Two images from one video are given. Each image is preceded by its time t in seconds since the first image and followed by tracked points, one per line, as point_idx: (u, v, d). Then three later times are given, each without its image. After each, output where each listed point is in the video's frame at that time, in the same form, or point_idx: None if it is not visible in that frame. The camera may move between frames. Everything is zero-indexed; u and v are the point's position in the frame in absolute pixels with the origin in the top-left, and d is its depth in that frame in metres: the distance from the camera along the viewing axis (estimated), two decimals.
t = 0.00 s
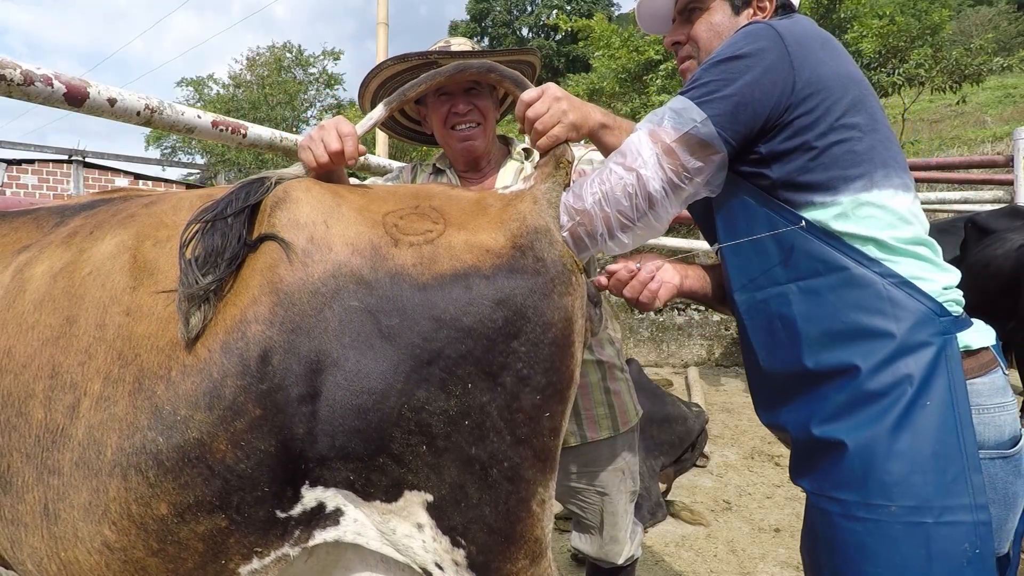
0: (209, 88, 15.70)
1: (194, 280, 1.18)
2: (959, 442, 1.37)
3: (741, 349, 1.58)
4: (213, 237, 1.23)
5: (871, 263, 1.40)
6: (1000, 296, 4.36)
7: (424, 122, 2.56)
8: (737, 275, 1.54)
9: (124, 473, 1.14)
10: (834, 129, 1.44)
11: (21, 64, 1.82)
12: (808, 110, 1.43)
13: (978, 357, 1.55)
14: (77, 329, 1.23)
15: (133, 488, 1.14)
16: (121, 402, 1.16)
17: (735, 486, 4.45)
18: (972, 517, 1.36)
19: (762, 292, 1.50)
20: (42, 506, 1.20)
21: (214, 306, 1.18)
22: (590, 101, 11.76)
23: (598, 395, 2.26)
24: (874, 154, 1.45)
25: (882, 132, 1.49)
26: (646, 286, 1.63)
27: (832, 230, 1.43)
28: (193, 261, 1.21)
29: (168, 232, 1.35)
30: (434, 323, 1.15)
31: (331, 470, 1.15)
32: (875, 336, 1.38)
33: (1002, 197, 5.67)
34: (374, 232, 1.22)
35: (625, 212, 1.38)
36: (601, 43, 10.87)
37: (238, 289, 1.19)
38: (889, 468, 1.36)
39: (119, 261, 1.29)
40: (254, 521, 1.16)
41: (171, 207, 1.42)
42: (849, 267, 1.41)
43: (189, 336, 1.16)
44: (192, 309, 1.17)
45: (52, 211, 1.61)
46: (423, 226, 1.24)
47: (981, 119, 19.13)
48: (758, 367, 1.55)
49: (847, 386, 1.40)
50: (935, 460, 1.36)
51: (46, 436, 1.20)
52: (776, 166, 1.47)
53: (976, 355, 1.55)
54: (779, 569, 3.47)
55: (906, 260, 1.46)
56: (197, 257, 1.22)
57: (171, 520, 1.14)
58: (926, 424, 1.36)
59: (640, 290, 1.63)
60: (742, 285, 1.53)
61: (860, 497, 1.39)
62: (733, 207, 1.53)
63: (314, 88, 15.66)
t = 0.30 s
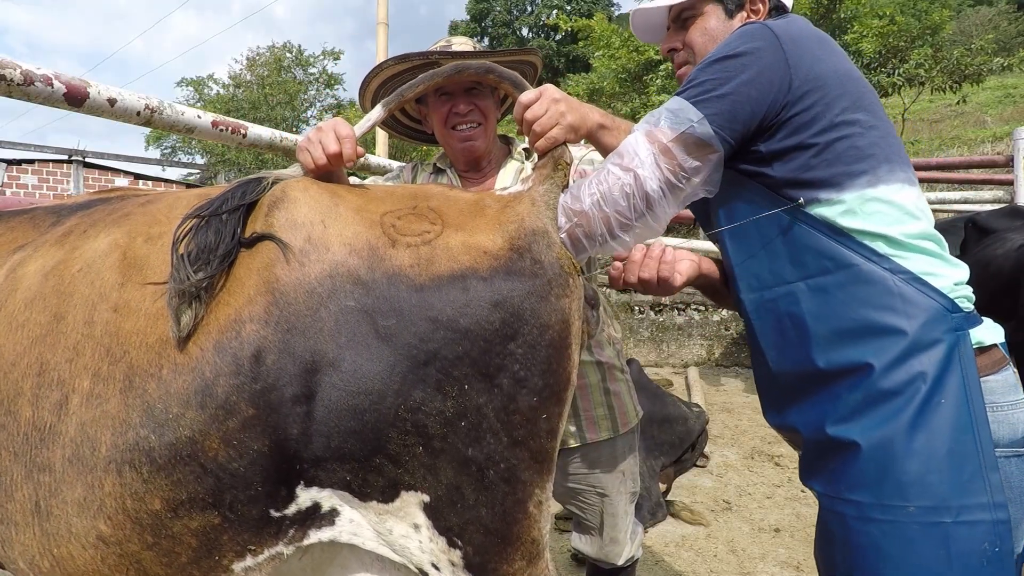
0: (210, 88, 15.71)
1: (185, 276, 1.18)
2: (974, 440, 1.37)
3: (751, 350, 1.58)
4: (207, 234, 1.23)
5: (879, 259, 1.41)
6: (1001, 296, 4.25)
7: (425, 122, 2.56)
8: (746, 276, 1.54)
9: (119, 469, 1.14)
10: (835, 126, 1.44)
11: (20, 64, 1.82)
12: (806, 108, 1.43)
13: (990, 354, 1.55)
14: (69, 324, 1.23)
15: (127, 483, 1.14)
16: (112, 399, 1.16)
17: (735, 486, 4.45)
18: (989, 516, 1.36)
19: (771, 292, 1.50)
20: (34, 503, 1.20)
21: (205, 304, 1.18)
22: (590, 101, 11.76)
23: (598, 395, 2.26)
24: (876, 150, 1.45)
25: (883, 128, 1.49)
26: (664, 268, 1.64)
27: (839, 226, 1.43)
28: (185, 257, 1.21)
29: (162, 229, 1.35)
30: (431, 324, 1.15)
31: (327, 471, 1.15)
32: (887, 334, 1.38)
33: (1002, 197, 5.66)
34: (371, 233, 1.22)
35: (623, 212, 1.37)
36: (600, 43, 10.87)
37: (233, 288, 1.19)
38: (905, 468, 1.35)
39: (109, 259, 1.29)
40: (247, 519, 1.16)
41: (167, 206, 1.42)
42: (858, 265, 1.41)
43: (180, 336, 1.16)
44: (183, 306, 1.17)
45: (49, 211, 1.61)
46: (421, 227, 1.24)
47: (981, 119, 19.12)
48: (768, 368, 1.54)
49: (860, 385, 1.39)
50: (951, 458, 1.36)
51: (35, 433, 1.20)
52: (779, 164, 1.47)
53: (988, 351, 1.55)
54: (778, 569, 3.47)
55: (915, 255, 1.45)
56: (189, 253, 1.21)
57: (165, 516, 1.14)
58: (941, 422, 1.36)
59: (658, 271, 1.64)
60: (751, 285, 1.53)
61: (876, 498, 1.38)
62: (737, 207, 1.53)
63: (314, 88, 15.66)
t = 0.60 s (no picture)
0: (210, 88, 15.72)
1: (173, 257, 1.18)
2: (998, 443, 1.37)
3: (772, 350, 1.58)
4: (199, 221, 1.24)
5: (903, 260, 1.39)
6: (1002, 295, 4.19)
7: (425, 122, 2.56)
8: (768, 277, 1.54)
9: (113, 460, 1.14)
10: (848, 125, 1.43)
11: (20, 64, 1.82)
12: (817, 108, 1.43)
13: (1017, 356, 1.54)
14: (60, 317, 1.23)
15: (122, 474, 1.14)
16: (102, 391, 1.16)
17: (735, 486, 4.45)
18: (1014, 521, 1.35)
19: (794, 293, 1.50)
20: (26, 496, 1.19)
21: (192, 293, 1.17)
22: (590, 101, 11.76)
23: (597, 395, 2.26)
24: (893, 148, 1.44)
25: (900, 126, 1.47)
26: (693, 257, 1.57)
27: (859, 227, 1.43)
28: (174, 240, 1.21)
29: (152, 222, 1.36)
30: (433, 324, 1.15)
31: (327, 470, 1.15)
32: (912, 335, 1.37)
33: (1002, 197, 5.66)
34: (373, 232, 1.22)
35: (626, 213, 1.36)
36: (600, 43, 10.87)
37: (229, 282, 1.19)
38: (929, 470, 1.35)
39: (102, 253, 1.29)
40: (242, 514, 1.16)
41: (163, 203, 1.42)
42: (882, 265, 1.40)
43: (166, 324, 1.15)
44: (170, 293, 1.16)
45: (47, 211, 1.61)
46: (423, 227, 1.24)
47: (981, 119, 19.12)
48: (789, 369, 1.54)
49: (883, 386, 1.39)
50: (974, 460, 1.35)
51: (26, 427, 1.20)
52: (793, 167, 1.47)
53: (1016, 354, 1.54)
54: (778, 569, 3.47)
55: (940, 254, 1.44)
56: (179, 237, 1.22)
57: (160, 506, 1.14)
58: (965, 425, 1.35)
59: (687, 260, 1.57)
60: (773, 286, 1.53)
61: (896, 500, 1.38)
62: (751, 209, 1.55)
63: (314, 88, 15.66)
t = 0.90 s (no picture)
0: (209, 88, 15.71)
1: (171, 245, 1.20)
2: None
3: (791, 350, 1.56)
4: (200, 213, 1.25)
5: (927, 259, 1.39)
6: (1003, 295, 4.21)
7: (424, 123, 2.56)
8: (788, 277, 1.52)
9: (113, 456, 1.14)
10: (861, 125, 1.43)
11: (20, 64, 1.82)
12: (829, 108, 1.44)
13: None
14: (58, 314, 1.24)
15: (121, 471, 1.14)
16: (100, 388, 1.16)
17: (735, 486, 4.45)
18: None
19: (815, 293, 1.48)
20: (27, 493, 1.19)
21: (188, 281, 1.18)
22: (590, 101, 11.76)
23: (598, 395, 2.26)
24: (908, 146, 1.44)
25: (915, 125, 1.47)
26: (685, 262, 1.50)
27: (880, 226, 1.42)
28: (173, 229, 1.23)
29: (150, 219, 1.35)
30: (436, 323, 1.15)
31: (328, 470, 1.15)
32: (938, 334, 1.36)
33: (1002, 197, 5.66)
34: (376, 231, 1.22)
35: (631, 212, 1.36)
36: (600, 42, 10.87)
37: (228, 277, 1.18)
38: (953, 471, 1.33)
39: (99, 251, 1.29)
40: (241, 512, 1.16)
41: (164, 201, 1.42)
42: (904, 264, 1.39)
43: (160, 315, 1.16)
44: (164, 282, 1.17)
45: (47, 211, 1.61)
46: (425, 226, 1.24)
47: (981, 119, 19.12)
48: (809, 370, 1.52)
49: (907, 386, 1.37)
50: (1000, 462, 1.34)
51: (23, 425, 1.20)
52: (808, 168, 1.47)
53: None
54: (779, 569, 3.47)
55: (964, 252, 1.43)
56: (178, 226, 1.23)
57: (159, 502, 1.14)
58: (991, 425, 1.34)
59: (678, 265, 1.50)
60: (793, 287, 1.51)
61: (919, 501, 1.36)
62: (766, 211, 1.55)
63: (314, 88, 15.66)
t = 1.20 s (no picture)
0: (210, 88, 15.71)
1: (178, 254, 1.19)
2: None
3: (814, 348, 1.51)
4: (204, 219, 1.24)
5: (960, 257, 1.36)
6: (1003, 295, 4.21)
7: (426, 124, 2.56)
8: (814, 275, 1.48)
9: (115, 464, 1.14)
10: (880, 118, 1.40)
11: (20, 64, 1.82)
12: (845, 102, 1.41)
13: None
14: (62, 318, 1.23)
15: (124, 478, 1.14)
16: (103, 393, 1.16)
17: (735, 486, 4.45)
18: None
19: (842, 291, 1.43)
20: (30, 497, 1.19)
21: (195, 288, 1.17)
22: (589, 101, 11.75)
23: (598, 395, 2.25)
24: (930, 136, 1.41)
25: (937, 113, 1.44)
26: (690, 265, 1.48)
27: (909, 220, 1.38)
28: (179, 237, 1.22)
29: (155, 222, 1.35)
30: (437, 323, 1.15)
31: (330, 470, 1.15)
32: (973, 333, 1.32)
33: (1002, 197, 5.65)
34: (377, 231, 1.22)
35: (634, 212, 1.36)
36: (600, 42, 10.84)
37: (229, 279, 1.18)
38: (987, 476, 1.30)
39: (101, 253, 1.29)
40: (246, 515, 1.16)
41: (165, 202, 1.42)
42: (938, 260, 1.36)
43: (171, 323, 1.15)
44: (174, 291, 1.16)
45: (48, 211, 1.61)
46: (427, 225, 1.24)
47: (981, 119, 19.12)
48: (834, 372, 1.47)
49: (940, 386, 1.33)
50: None
51: (27, 428, 1.20)
52: (829, 163, 1.45)
53: None
54: (779, 569, 3.47)
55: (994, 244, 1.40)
56: (184, 234, 1.22)
57: (163, 509, 1.14)
58: None
59: (683, 268, 1.47)
60: (820, 285, 1.46)
61: (951, 506, 1.31)
62: (786, 209, 1.53)
63: (314, 88, 15.67)
